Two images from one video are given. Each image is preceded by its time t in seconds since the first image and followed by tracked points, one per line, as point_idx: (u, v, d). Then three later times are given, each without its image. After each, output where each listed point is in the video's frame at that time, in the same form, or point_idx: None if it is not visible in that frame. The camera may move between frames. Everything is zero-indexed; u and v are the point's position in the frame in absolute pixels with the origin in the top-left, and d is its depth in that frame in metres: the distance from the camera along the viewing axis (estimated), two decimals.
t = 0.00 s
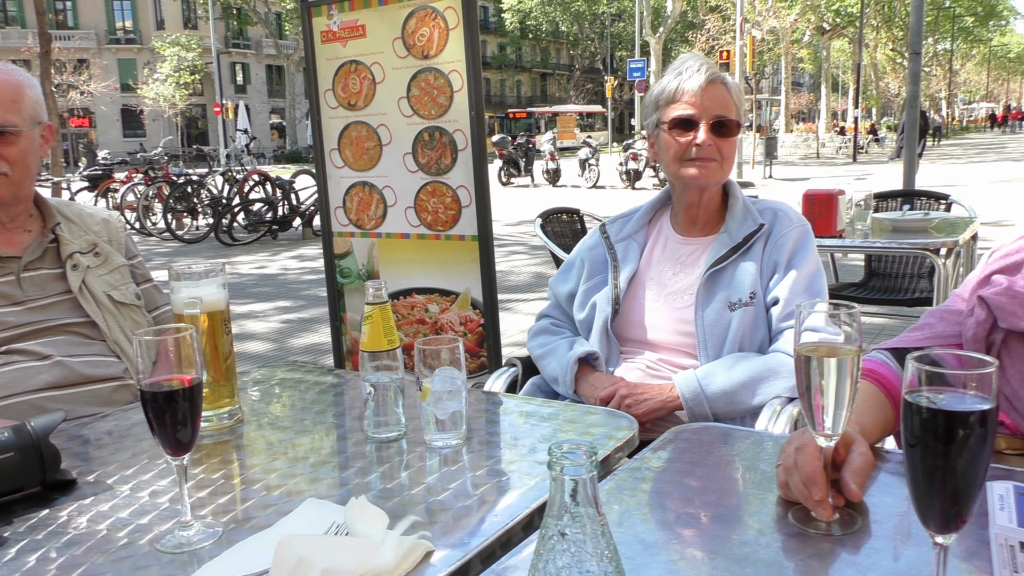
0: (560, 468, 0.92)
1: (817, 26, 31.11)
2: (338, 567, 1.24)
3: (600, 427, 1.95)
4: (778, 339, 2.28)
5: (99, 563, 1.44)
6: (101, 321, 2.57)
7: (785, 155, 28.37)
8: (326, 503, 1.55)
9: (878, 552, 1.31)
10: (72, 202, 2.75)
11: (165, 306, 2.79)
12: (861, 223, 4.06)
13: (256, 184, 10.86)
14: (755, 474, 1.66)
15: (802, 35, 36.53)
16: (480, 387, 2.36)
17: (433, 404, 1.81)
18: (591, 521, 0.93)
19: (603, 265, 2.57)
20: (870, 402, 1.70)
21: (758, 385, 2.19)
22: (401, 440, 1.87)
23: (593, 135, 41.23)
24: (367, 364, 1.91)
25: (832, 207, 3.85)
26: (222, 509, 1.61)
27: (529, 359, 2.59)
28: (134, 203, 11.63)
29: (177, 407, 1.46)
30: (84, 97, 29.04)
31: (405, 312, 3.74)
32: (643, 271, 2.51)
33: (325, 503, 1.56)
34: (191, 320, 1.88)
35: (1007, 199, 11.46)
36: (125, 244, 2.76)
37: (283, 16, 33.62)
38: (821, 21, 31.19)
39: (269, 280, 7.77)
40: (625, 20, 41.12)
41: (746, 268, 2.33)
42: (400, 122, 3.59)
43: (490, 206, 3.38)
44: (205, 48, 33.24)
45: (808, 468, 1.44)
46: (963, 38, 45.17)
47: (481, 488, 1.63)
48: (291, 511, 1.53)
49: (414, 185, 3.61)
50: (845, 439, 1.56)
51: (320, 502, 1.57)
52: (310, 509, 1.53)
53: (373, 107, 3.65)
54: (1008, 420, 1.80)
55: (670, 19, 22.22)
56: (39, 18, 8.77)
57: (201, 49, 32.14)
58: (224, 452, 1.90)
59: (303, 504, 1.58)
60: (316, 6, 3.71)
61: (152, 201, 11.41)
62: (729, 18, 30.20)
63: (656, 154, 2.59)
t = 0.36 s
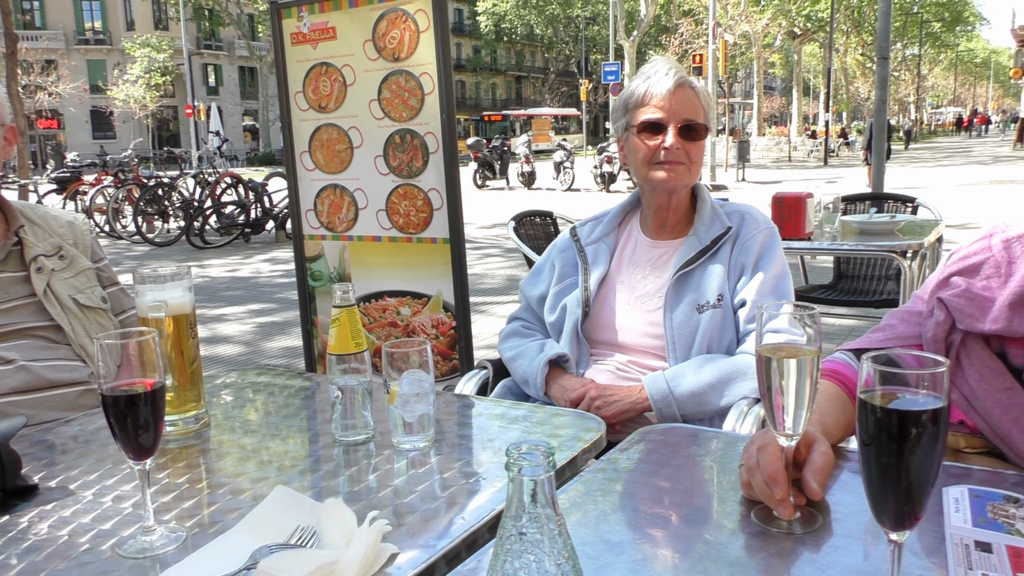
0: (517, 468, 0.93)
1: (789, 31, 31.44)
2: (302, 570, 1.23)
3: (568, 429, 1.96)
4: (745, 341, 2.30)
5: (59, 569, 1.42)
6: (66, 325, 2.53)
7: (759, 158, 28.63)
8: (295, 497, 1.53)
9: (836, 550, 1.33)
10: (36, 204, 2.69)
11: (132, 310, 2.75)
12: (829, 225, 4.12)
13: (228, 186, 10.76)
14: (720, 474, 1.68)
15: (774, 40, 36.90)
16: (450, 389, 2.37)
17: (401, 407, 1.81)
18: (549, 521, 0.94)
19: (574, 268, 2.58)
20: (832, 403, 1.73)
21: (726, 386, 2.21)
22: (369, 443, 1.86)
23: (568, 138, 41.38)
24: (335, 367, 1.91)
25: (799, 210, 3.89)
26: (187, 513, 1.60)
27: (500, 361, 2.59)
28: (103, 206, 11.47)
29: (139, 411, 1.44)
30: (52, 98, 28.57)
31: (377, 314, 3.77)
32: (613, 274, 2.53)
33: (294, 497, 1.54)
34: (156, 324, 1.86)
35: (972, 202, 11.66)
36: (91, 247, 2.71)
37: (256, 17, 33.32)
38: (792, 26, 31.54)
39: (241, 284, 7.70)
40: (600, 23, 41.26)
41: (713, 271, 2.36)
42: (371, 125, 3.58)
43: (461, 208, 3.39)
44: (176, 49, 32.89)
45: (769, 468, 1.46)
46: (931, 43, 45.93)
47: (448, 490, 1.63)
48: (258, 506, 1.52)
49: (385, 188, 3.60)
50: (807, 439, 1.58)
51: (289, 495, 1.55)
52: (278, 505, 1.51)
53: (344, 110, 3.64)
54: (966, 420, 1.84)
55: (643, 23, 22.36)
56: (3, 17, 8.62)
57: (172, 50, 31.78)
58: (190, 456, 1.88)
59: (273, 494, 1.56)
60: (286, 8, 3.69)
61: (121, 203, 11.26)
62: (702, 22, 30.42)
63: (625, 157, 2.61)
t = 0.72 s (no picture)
0: (481, 466, 0.93)
1: (764, 34, 31.74)
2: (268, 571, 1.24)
3: (540, 428, 1.96)
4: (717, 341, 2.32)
5: (23, 573, 1.40)
6: (33, 328, 2.50)
7: (735, 160, 28.87)
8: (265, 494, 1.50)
9: (802, 546, 1.34)
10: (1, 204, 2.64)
11: (101, 314, 2.73)
12: (802, 226, 4.16)
13: (202, 188, 10.69)
14: (688, 471, 1.69)
15: (749, 43, 37.24)
16: (424, 390, 2.36)
17: (372, 407, 1.81)
18: (513, 518, 0.94)
19: (548, 268, 2.58)
20: (800, 401, 1.74)
21: (698, 385, 2.23)
22: (341, 443, 1.85)
23: (546, 140, 41.50)
24: (306, 368, 1.91)
25: (772, 211, 3.93)
26: (155, 515, 1.58)
27: (474, 362, 2.59)
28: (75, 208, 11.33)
29: (105, 413, 1.43)
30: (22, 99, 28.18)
31: (351, 316, 3.72)
32: (587, 275, 2.53)
33: (265, 494, 1.50)
34: (123, 325, 1.84)
35: (943, 203, 11.84)
36: (59, 249, 2.68)
37: (231, 17, 33.05)
38: (767, 30, 31.85)
39: (215, 286, 7.63)
40: (577, 26, 41.39)
41: (686, 271, 2.38)
42: (345, 125, 3.57)
43: (435, 209, 3.39)
44: (150, 49, 32.58)
45: (737, 465, 1.48)
46: (904, 47, 46.58)
47: (419, 490, 1.63)
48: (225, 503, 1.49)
49: (359, 189, 3.59)
50: (774, 436, 1.60)
51: (260, 490, 1.51)
52: (248, 501, 1.48)
53: (318, 110, 3.63)
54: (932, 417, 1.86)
55: (619, 26, 22.48)
56: None
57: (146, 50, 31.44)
58: (159, 459, 1.86)
59: (244, 488, 1.53)
60: (259, 8, 3.67)
61: (94, 205, 11.13)
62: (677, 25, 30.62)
63: (598, 158, 2.62)
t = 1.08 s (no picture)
0: (447, 465, 0.93)
1: (742, 36, 31.98)
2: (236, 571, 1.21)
3: (515, 428, 1.96)
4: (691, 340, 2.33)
5: None
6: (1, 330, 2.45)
7: (713, 161, 29.05)
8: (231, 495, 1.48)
9: (771, 544, 1.36)
10: None
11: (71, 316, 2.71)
12: (778, 226, 4.20)
13: (180, 188, 10.61)
14: (661, 470, 1.70)
15: (727, 45, 37.49)
16: (401, 391, 2.35)
17: (346, 408, 1.80)
18: (480, 517, 0.94)
19: (524, 269, 2.58)
20: (772, 401, 1.76)
21: (672, 385, 2.24)
22: (314, 445, 1.85)
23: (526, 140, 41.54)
24: (278, 369, 1.90)
25: (748, 211, 3.95)
26: (125, 519, 1.57)
27: (451, 362, 2.59)
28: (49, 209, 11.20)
29: (73, 415, 1.41)
30: None
31: (330, 316, 3.73)
32: (563, 275, 2.54)
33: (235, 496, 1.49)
34: (93, 327, 1.82)
35: (917, 203, 11.98)
36: (29, 250, 2.66)
37: (208, 16, 32.77)
38: (745, 31, 32.05)
39: (192, 287, 7.57)
40: (557, 27, 41.48)
41: (661, 271, 2.39)
42: (324, 125, 3.55)
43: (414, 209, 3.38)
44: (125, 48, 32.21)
45: (707, 463, 1.48)
46: (880, 49, 47.10)
47: (393, 490, 1.62)
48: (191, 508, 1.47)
49: (337, 189, 3.57)
50: (745, 433, 1.61)
51: (230, 492, 1.50)
52: (218, 503, 1.47)
53: (296, 110, 3.61)
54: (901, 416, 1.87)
55: (598, 26, 22.49)
56: None
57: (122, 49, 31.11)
58: (130, 461, 1.84)
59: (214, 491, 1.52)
60: (237, 7, 3.65)
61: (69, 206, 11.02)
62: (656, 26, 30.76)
63: (574, 159, 2.63)
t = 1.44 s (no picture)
0: (421, 463, 0.93)
1: (725, 37, 32.15)
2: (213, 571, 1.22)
3: (494, 428, 1.97)
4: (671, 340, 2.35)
5: None
6: None
7: (697, 162, 29.20)
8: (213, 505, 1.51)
9: (747, 541, 1.37)
10: None
11: (48, 317, 2.68)
12: (758, 226, 4.23)
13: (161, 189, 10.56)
14: (638, 469, 1.71)
15: (711, 47, 37.68)
16: (382, 392, 2.34)
17: (325, 408, 1.80)
18: (454, 515, 0.95)
19: (505, 269, 2.58)
20: (748, 400, 1.77)
21: (653, 384, 2.25)
22: (293, 446, 1.84)
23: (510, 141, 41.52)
24: (257, 370, 1.89)
25: (729, 212, 3.98)
26: (101, 520, 1.55)
27: (433, 362, 2.59)
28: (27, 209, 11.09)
29: (47, 417, 1.40)
30: None
31: (311, 317, 3.71)
32: (544, 276, 2.54)
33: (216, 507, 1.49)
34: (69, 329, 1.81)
35: (896, 204, 12.09)
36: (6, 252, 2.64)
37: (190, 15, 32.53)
38: (728, 33, 32.20)
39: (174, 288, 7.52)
40: (541, 28, 41.53)
41: (641, 271, 2.41)
42: (305, 125, 3.54)
43: (396, 210, 3.38)
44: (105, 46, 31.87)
45: (684, 462, 1.49)
46: (861, 52, 47.51)
47: (372, 490, 1.62)
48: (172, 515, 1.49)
49: (319, 189, 3.56)
50: (722, 432, 1.62)
51: (211, 508, 1.50)
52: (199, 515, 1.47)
53: (278, 109, 3.60)
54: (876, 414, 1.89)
55: (581, 27, 22.51)
56: None
57: (102, 48, 30.83)
58: (107, 463, 1.83)
59: (194, 506, 1.51)
60: (218, 6, 3.64)
61: (48, 206, 10.91)
62: (640, 27, 30.85)
63: (555, 159, 2.64)
